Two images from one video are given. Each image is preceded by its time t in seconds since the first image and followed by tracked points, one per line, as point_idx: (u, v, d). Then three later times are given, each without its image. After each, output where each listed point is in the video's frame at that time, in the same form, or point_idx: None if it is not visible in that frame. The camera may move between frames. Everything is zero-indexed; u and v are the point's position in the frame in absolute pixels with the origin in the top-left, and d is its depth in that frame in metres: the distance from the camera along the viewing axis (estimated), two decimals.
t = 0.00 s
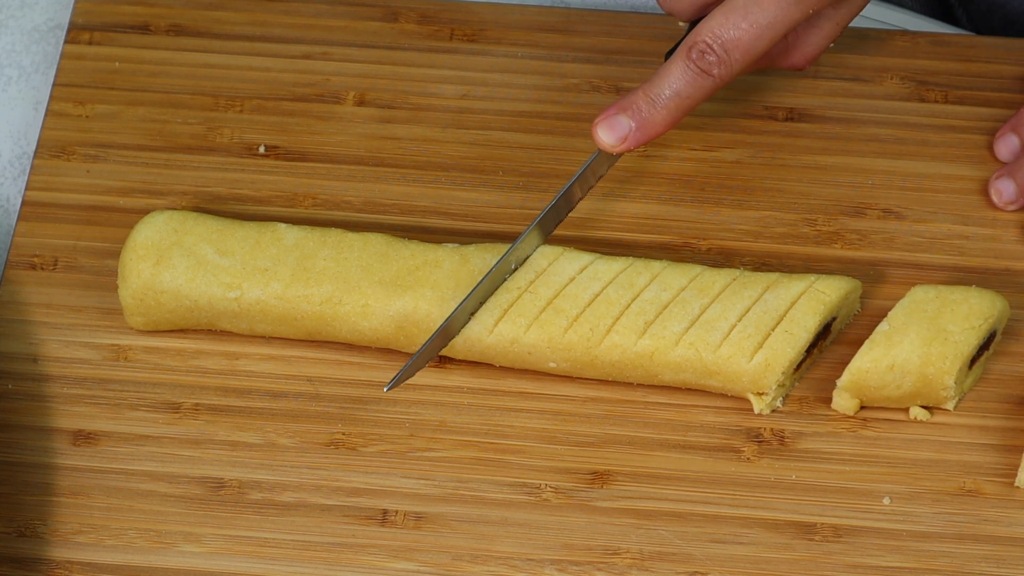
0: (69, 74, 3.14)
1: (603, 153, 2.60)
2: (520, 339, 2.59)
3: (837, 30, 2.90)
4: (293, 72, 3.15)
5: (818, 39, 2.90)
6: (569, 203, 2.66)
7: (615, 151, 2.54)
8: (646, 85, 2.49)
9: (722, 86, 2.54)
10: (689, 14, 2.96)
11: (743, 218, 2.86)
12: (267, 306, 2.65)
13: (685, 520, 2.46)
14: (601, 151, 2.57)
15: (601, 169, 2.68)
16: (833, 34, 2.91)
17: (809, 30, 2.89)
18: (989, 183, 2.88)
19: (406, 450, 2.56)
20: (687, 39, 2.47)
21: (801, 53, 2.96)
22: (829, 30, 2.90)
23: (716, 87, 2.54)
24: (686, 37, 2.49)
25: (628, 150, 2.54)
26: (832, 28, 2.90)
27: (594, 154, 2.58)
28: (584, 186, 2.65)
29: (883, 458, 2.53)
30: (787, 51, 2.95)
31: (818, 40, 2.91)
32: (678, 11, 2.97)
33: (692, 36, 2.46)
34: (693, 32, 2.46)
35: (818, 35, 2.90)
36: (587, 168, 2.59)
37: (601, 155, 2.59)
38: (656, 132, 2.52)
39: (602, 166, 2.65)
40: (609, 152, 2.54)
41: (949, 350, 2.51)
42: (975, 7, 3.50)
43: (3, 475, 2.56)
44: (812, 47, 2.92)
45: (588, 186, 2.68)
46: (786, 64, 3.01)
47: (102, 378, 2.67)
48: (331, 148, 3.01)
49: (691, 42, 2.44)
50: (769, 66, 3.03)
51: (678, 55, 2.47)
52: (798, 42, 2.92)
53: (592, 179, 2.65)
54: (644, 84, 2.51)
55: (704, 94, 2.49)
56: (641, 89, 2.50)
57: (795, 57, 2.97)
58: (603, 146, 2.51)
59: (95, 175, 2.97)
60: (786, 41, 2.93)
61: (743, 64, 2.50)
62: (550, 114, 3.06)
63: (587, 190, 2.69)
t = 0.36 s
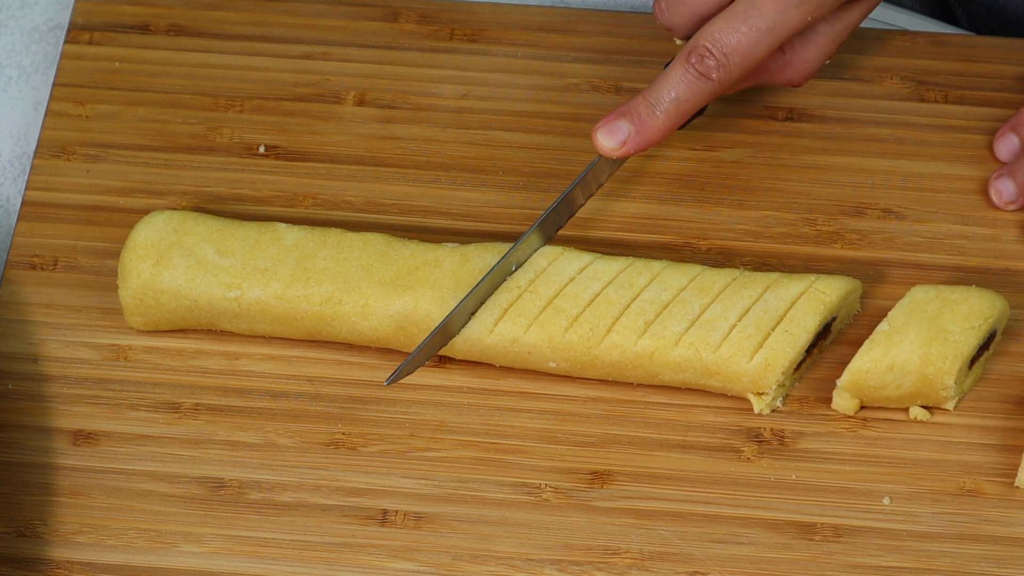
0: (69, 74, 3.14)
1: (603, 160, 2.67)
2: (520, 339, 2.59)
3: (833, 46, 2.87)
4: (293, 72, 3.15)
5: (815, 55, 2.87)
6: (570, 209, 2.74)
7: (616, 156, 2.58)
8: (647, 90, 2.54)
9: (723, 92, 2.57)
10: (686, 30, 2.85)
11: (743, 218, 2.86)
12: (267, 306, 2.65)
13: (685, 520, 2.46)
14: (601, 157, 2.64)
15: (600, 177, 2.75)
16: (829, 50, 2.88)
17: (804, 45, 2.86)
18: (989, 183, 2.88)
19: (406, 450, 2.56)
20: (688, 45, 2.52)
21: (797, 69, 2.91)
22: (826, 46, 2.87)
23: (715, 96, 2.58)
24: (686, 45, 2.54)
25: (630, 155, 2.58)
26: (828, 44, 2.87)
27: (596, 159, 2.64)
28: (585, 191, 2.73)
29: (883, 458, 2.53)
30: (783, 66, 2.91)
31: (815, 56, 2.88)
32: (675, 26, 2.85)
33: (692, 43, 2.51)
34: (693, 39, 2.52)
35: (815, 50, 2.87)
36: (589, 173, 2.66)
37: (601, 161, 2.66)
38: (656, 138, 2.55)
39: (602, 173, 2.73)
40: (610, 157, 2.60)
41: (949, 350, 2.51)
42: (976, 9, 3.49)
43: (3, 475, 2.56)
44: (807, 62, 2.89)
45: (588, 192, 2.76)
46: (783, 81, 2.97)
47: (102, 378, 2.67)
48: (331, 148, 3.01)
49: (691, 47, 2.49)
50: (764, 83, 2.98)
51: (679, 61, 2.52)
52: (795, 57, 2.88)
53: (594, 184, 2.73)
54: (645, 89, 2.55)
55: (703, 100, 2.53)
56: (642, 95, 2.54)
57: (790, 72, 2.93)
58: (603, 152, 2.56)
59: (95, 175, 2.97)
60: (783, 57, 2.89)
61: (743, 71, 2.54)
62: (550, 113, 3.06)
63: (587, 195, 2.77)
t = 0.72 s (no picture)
0: (69, 74, 3.14)
1: (569, 128, 2.58)
2: (520, 339, 2.60)
3: (807, 10, 2.81)
4: (293, 72, 3.15)
5: (787, 18, 2.82)
6: (534, 177, 2.63)
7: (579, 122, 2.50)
8: (610, 54, 2.48)
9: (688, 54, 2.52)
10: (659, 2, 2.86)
11: (743, 218, 2.86)
12: (267, 305, 2.65)
13: (685, 520, 2.46)
14: (564, 125, 2.55)
15: (569, 144, 2.66)
16: (804, 14, 2.82)
17: (778, 8, 2.81)
18: (989, 183, 2.88)
19: (406, 450, 2.56)
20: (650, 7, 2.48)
21: (772, 32, 2.88)
22: (800, 10, 2.81)
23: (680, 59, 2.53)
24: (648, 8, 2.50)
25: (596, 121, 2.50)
26: (802, 8, 2.81)
27: (558, 128, 2.55)
28: (549, 160, 2.63)
29: (883, 459, 2.53)
30: (757, 29, 2.89)
31: (787, 20, 2.83)
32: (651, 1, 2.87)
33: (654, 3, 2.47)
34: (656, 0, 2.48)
35: (787, 13, 2.81)
36: (552, 142, 2.56)
37: (567, 128, 2.56)
38: (622, 100, 2.47)
39: (568, 142, 2.64)
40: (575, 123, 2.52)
41: (949, 350, 2.51)
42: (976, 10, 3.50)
43: (3, 475, 2.56)
44: (780, 27, 2.85)
45: (554, 160, 2.66)
46: (760, 44, 2.95)
47: (102, 378, 2.67)
48: (331, 148, 3.01)
49: (654, 7, 2.45)
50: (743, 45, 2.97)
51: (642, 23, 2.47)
52: (768, 20, 2.85)
53: (559, 152, 2.63)
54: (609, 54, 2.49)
55: (669, 60, 2.47)
56: (606, 58, 2.47)
57: (766, 36, 2.90)
58: (569, 117, 2.46)
59: (95, 175, 2.97)
60: (755, 19, 2.86)
61: (707, 29, 2.50)
62: (550, 113, 3.06)
63: (552, 164, 2.67)
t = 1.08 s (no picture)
0: (69, 74, 3.14)
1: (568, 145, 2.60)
2: (520, 339, 2.60)
3: (804, 19, 2.84)
4: (293, 72, 3.15)
5: (785, 27, 2.85)
6: (537, 193, 2.64)
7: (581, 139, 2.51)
8: (612, 72, 2.48)
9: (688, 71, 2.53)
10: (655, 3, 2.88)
11: (743, 218, 2.86)
12: (267, 305, 2.65)
13: (685, 520, 2.46)
14: (565, 142, 2.57)
15: (568, 160, 2.68)
16: (801, 22, 2.85)
17: (774, 19, 2.84)
18: (989, 183, 2.88)
19: (406, 450, 2.56)
20: (652, 25, 2.47)
21: (769, 42, 2.91)
22: (796, 18, 2.84)
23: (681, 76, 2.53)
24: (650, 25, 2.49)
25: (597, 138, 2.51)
26: (798, 16, 2.84)
27: (562, 143, 2.57)
28: (550, 177, 2.65)
29: (883, 459, 2.53)
30: (753, 39, 2.91)
31: (785, 29, 2.86)
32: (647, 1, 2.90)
33: (657, 22, 2.46)
34: (657, 18, 2.47)
35: (785, 23, 2.84)
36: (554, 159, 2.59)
37: (567, 145, 2.58)
38: (624, 119, 2.48)
39: (568, 158, 2.66)
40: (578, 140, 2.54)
41: (949, 350, 2.51)
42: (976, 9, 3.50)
43: (3, 475, 2.56)
44: (777, 36, 2.88)
45: (554, 178, 2.67)
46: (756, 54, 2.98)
47: (102, 379, 2.67)
48: (331, 148, 3.01)
49: (656, 27, 2.44)
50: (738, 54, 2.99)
51: (644, 41, 2.46)
52: (765, 31, 2.87)
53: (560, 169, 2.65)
54: (610, 71, 2.49)
55: (670, 80, 2.48)
56: (608, 77, 2.47)
57: (762, 45, 2.93)
58: (571, 135, 2.48)
59: (95, 175, 2.97)
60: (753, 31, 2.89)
61: (709, 48, 2.50)
62: (550, 113, 3.06)
63: (552, 182, 2.68)
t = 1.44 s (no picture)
0: (68, 74, 3.14)
1: (564, 151, 2.59)
2: (520, 339, 2.59)
3: (795, 15, 2.90)
4: (293, 72, 3.15)
5: (777, 25, 2.91)
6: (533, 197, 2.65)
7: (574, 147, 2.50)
8: (602, 80, 2.46)
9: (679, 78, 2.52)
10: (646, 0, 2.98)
11: (742, 218, 2.86)
12: (267, 305, 2.65)
13: (685, 520, 2.46)
14: (559, 148, 2.56)
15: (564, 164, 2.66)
16: (791, 19, 2.91)
17: (767, 18, 2.89)
18: (989, 183, 2.88)
19: (406, 450, 2.56)
20: (642, 33, 2.45)
21: (761, 41, 2.97)
22: (787, 16, 2.90)
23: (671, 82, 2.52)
24: (640, 31, 2.47)
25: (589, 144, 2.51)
26: (790, 13, 2.90)
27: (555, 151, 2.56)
28: (546, 181, 2.64)
29: (883, 459, 2.53)
30: (746, 39, 2.97)
31: (777, 27, 2.91)
32: None
33: (647, 29, 2.44)
34: (647, 25, 2.45)
35: (777, 20, 2.89)
36: (548, 165, 2.58)
37: (561, 151, 2.57)
38: (616, 126, 2.48)
39: (565, 162, 2.64)
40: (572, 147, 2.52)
41: (949, 350, 2.51)
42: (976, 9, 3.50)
43: (3, 475, 2.56)
44: (770, 35, 2.93)
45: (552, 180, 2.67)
46: (748, 51, 3.03)
47: (102, 378, 2.67)
48: (331, 148, 3.01)
49: (647, 34, 2.42)
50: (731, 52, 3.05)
51: (634, 49, 2.45)
52: (759, 28, 2.92)
53: (556, 174, 2.65)
54: (601, 78, 2.47)
55: (661, 87, 2.47)
56: (599, 84, 2.46)
57: (755, 45, 2.99)
58: (564, 143, 2.47)
59: (95, 175, 2.97)
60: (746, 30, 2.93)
61: (700, 54, 2.49)
62: (550, 113, 3.06)
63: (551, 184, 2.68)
